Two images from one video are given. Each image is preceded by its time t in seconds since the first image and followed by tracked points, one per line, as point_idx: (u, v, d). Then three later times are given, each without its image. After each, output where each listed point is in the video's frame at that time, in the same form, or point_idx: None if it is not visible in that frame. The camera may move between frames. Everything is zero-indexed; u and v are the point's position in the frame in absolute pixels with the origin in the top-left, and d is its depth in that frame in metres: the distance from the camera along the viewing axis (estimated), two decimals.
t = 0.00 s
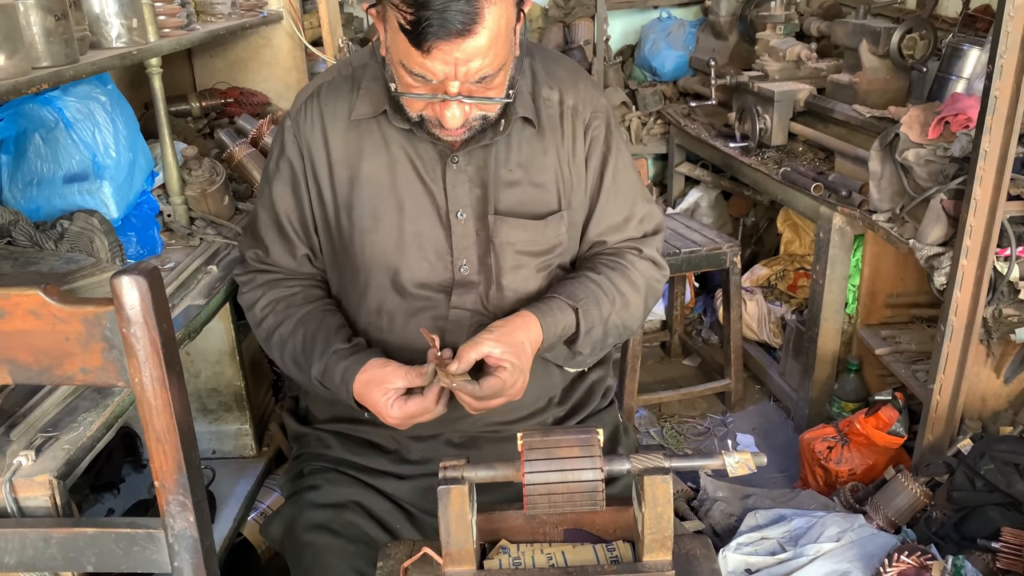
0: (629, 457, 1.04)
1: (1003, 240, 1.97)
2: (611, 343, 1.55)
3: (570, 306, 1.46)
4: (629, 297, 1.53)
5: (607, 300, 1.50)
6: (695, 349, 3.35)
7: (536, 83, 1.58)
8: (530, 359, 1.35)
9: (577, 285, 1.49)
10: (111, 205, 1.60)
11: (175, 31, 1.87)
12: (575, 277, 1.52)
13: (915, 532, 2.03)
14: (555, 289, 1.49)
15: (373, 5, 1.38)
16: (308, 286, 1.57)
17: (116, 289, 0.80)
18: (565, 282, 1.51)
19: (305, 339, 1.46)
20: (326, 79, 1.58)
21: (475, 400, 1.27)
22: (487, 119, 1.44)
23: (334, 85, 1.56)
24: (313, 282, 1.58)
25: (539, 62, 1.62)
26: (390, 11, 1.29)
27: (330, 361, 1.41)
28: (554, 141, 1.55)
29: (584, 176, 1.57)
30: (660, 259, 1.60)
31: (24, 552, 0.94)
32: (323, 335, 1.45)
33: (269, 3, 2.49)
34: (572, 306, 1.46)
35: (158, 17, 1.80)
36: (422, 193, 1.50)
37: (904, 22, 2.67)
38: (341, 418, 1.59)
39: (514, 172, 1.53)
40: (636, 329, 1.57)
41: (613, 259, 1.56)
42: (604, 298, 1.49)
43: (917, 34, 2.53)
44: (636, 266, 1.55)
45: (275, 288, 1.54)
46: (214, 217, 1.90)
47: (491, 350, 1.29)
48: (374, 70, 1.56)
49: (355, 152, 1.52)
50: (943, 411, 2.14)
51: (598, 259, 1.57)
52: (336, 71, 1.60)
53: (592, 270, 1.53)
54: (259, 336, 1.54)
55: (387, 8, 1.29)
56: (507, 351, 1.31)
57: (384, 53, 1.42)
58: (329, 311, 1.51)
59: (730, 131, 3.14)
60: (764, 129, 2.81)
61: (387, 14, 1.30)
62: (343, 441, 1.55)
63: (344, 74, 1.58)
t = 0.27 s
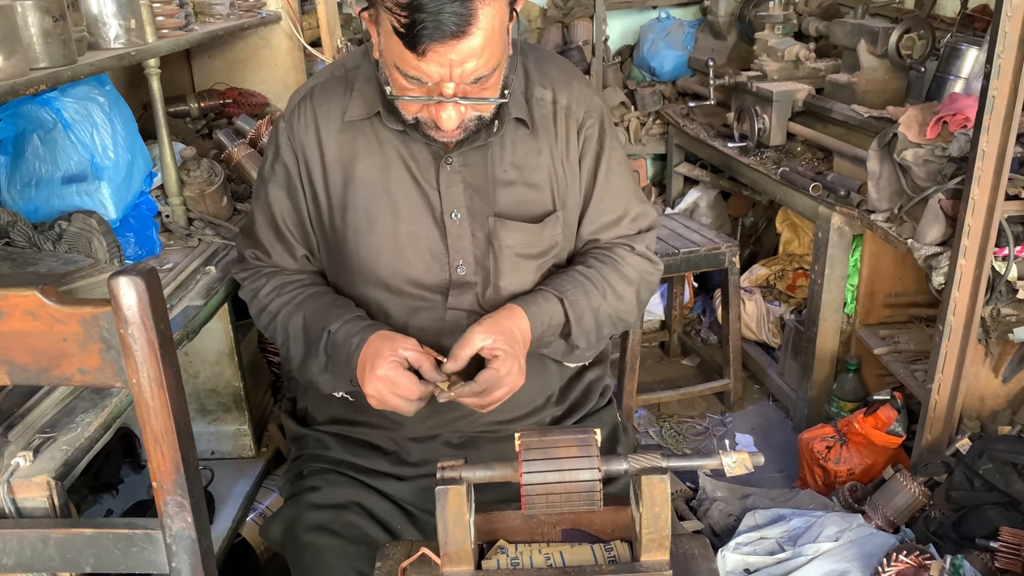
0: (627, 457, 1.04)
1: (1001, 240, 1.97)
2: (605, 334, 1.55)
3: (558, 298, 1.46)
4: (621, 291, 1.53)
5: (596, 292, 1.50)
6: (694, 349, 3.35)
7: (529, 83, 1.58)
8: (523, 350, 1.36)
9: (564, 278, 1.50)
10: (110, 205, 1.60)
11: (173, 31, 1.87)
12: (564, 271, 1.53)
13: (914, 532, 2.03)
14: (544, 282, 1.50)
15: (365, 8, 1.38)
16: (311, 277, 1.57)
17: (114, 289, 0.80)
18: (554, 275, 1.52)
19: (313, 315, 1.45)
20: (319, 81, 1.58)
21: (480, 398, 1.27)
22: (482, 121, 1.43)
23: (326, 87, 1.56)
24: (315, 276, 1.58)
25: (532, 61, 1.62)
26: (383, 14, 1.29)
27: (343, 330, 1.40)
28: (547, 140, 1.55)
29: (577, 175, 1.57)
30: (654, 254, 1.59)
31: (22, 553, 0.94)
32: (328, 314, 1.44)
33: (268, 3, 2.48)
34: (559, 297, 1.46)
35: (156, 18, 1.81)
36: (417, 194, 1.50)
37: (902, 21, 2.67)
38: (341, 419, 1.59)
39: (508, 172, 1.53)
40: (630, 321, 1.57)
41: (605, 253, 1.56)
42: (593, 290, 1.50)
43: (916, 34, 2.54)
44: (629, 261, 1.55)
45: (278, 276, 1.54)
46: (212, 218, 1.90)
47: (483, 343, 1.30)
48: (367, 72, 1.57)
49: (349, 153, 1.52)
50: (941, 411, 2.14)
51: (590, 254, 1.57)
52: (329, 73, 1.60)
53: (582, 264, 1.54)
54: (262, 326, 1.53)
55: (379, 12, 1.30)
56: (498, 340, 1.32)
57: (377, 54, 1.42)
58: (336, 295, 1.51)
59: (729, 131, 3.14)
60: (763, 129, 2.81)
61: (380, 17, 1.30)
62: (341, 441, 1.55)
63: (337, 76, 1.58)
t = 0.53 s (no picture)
0: (626, 459, 1.04)
1: (1000, 241, 1.97)
2: (597, 341, 1.55)
3: (546, 304, 1.47)
4: (614, 296, 1.53)
5: (588, 298, 1.50)
6: (693, 350, 3.36)
7: (527, 84, 1.59)
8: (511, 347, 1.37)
9: (554, 283, 1.50)
10: (109, 208, 1.60)
11: (172, 34, 1.87)
12: (555, 276, 1.53)
13: (913, 533, 2.03)
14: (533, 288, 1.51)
15: (365, 8, 1.38)
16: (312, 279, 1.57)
17: (113, 292, 0.80)
18: (544, 282, 1.52)
19: (315, 315, 1.46)
20: (319, 82, 1.59)
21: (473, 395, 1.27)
22: (480, 121, 1.44)
23: (326, 89, 1.57)
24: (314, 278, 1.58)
25: (528, 62, 1.63)
26: (382, 13, 1.30)
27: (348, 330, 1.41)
28: (544, 142, 1.55)
29: (574, 176, 1.58)
30: (650, 259, 1.60)
31: (21, 556, 0.94)
32: (333, 313, 1.45)
33: (267, 6, 2.49)
34: (549, 303, 1.47)
35: (155, 21, 1.82)
36: (415, 195, 1.51)
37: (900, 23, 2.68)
38: (339, 421, 1.59)
39: (506, 173, 1.53)
40: (624, 328, 1.57)
41: (598, 258, 1.56)
42: (585, 296, 1.50)
43: (914, 36, 2.54)
44: (623, 267, 1.55)
45: (279, 276, 1.54)
46: (211, 220, 1.90)
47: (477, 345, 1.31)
48: (367, 73, 1.57)
49: (347, 154, 1.52)
50: (940, 412, 2.14)
51: (584, 259, 1.58)
52: (329, 74, 1.60)
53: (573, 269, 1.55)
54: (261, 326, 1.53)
55: (379, 11, 1.30)
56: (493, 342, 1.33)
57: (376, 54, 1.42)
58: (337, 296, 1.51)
59: (727, 133, 3.14)
60: (761, 131, 2.82)
61: (380, 16, 1.31)
62: (340, 443, 1.55)
63: (337, 77, 1.59)
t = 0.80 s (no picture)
0: (627, 461, 1.04)
1: (1001, 242, 1.97)
2: (616, 340, 1.52)
3: (571, 300, 1.44)
4: (631, 294, 1.50)
5: (608, 295, 1.47)
6: (694, 352, 3.35)
7: (529, 84, 1.59)
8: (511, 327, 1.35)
9: (578, 281, 1.47)
10: (110, 209, 1.60)
11: (174, 35, 1.87)
12: (576, 274, 1.50)
13: (915, 535, 2.03)
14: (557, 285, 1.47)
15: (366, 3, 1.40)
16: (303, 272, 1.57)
17: (115, 293, 0.80)
18: (566, 279, 1.49)
19: (301, 301, 1.46)
20: (321, 83, 1.59)
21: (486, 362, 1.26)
22: (481, 115, 1.43)
23: (328, 89, 1.57)
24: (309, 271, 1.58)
25: (530, 63, 1.63)
26: (382, 5, 1.31)
27: (330, 312, 1.41)
28: (545, 141, 1.55)
29: (577, 176, 1.57)
30: (660, 257, 1.58)
31: (23, 557, 0.93)
32: (317, 297, 1.45)
33: (268, 7, 2.49)
34: (573, 301, 1.44)
35: (157, 22, 1.82)
36: (416, 194, 1.51)
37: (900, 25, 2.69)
38: (341, 422, 1.59)
39: (507, 172, 1.53)
40: (639, 326, 1.54)
41: (613, 257, 1.54)
42: (605, 293, 1.47)
43: (915, 38, 2.55)
44: (636, 265, 1.53)
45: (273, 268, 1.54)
46: (212, 221, 1.90)
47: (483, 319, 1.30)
48: (368, 74, 1.57)
49: (348, 154, 1.53)
50: (941, 414, 2.14)
51: (597, 258, 1.55)
52: (330, 75, 1.61)
53: (592, 268, 1.52)
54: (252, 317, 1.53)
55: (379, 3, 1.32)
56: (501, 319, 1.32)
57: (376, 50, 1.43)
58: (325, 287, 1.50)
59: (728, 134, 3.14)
60: (762, 132, 2.82)
61: (380, 8, 1.32)
62: (341, 444, 1.55)
63: (339, 78, 1.59)
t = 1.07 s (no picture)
0: (630, 463, 1.05)
1: (1003, 245, 1.97)
2: (607, 353, 1.49)
3: (569, 312, 1.41)
4: (626, 307, 1.47)
5: (605, 308, 1.45)
6: (696, 354, 3.35)
7: (533, 85, 1.59)
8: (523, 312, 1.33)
9: (577, 289, 1.45)
10: (113, 211, 1.61)
11: (177, 38, 1.88)
12: (574, 281, 1.47)
13: (917, 538, 2.03)
14: (556, 291, 1.45)
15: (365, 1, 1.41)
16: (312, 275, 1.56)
17: (118, 296, 0.80)
18: (565, 285, 1.46)
19: (319, 308, 1.44)
20: (328, 85, 1.59)
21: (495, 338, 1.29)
22: (483, 109, 1.43)
23: (335, 90, 1.57)
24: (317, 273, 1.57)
25: (535, 64, 1.63)
26: None
27: (352, 317, 1.38)
28: (548, 141, 1.54)
29: (577, 177, 1.56)
30: (659, 267, 1.54)
31: (26, 559, 0.94)
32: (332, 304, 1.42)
33: (271, 10, 2.50)
34: (570, 311, 1.41)
35: (160, 25, 1.82)
36: (422, 193, 1.52)
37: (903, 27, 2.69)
38: (342, 423, 1.59)
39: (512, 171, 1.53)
40: (631, 342, 1.51)
41: (611, 265, 1.51)
42: (602, 306, 1.45)
43: (917, 40, 2.54)
44: (633, 275, 1.50)
45: (281, 274, 1.52)
46: (215, 223, 1.90)
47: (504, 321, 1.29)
48: (375, 74, 1.57)
49: (355, 153, 1.53)
50: (944, 417, 2.14)
51: (595, 264, 1.52)
52: (339, 75, 1.61)
53: (591, 275, 1.48)
54: (264, 327, 1.51)
55: None
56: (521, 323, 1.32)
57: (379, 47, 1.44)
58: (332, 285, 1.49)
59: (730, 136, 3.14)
60: (764, 134, 2.82)
61: None
62: (343, 446, 1.55)
63: (346, 79, 1.59)
